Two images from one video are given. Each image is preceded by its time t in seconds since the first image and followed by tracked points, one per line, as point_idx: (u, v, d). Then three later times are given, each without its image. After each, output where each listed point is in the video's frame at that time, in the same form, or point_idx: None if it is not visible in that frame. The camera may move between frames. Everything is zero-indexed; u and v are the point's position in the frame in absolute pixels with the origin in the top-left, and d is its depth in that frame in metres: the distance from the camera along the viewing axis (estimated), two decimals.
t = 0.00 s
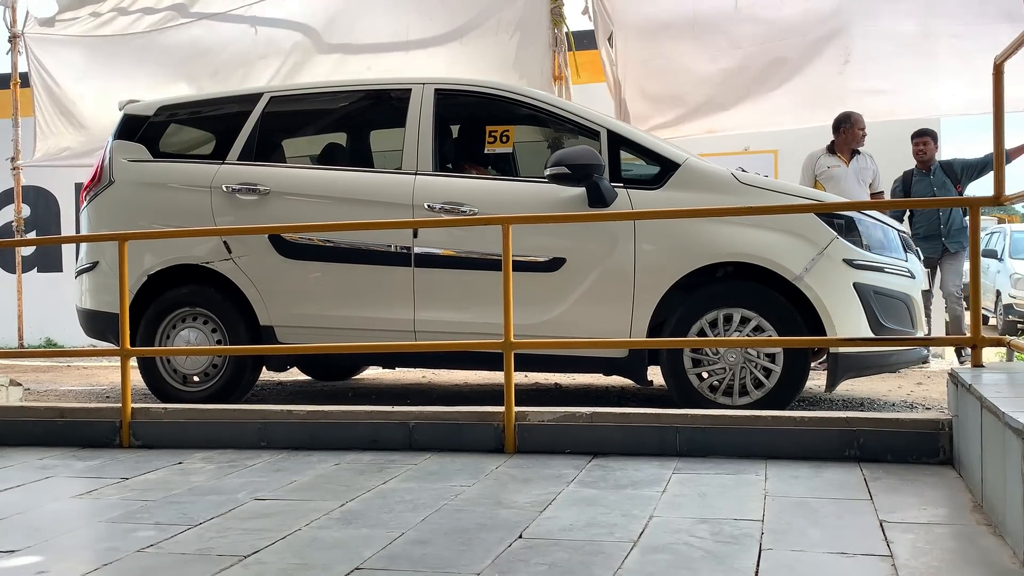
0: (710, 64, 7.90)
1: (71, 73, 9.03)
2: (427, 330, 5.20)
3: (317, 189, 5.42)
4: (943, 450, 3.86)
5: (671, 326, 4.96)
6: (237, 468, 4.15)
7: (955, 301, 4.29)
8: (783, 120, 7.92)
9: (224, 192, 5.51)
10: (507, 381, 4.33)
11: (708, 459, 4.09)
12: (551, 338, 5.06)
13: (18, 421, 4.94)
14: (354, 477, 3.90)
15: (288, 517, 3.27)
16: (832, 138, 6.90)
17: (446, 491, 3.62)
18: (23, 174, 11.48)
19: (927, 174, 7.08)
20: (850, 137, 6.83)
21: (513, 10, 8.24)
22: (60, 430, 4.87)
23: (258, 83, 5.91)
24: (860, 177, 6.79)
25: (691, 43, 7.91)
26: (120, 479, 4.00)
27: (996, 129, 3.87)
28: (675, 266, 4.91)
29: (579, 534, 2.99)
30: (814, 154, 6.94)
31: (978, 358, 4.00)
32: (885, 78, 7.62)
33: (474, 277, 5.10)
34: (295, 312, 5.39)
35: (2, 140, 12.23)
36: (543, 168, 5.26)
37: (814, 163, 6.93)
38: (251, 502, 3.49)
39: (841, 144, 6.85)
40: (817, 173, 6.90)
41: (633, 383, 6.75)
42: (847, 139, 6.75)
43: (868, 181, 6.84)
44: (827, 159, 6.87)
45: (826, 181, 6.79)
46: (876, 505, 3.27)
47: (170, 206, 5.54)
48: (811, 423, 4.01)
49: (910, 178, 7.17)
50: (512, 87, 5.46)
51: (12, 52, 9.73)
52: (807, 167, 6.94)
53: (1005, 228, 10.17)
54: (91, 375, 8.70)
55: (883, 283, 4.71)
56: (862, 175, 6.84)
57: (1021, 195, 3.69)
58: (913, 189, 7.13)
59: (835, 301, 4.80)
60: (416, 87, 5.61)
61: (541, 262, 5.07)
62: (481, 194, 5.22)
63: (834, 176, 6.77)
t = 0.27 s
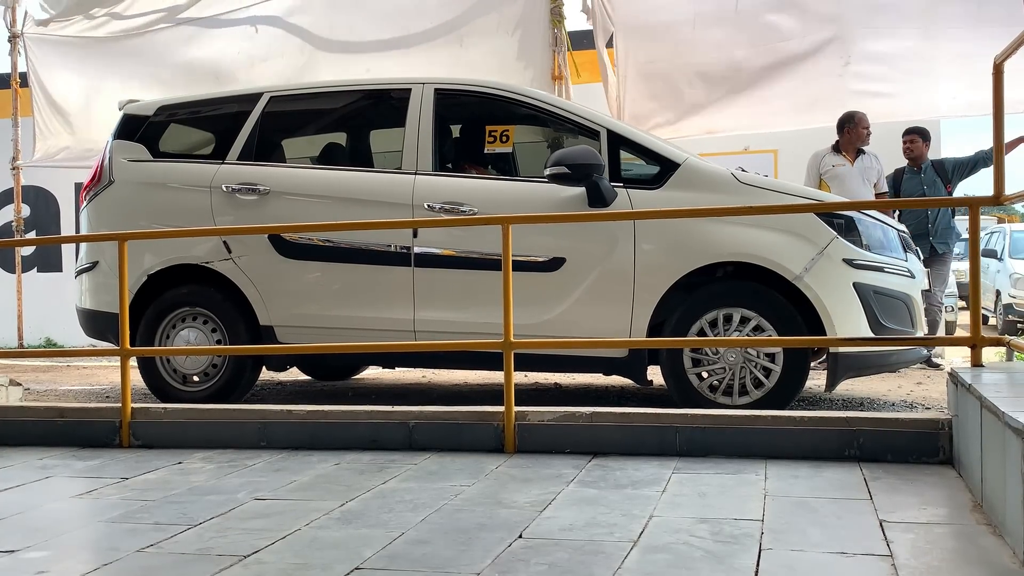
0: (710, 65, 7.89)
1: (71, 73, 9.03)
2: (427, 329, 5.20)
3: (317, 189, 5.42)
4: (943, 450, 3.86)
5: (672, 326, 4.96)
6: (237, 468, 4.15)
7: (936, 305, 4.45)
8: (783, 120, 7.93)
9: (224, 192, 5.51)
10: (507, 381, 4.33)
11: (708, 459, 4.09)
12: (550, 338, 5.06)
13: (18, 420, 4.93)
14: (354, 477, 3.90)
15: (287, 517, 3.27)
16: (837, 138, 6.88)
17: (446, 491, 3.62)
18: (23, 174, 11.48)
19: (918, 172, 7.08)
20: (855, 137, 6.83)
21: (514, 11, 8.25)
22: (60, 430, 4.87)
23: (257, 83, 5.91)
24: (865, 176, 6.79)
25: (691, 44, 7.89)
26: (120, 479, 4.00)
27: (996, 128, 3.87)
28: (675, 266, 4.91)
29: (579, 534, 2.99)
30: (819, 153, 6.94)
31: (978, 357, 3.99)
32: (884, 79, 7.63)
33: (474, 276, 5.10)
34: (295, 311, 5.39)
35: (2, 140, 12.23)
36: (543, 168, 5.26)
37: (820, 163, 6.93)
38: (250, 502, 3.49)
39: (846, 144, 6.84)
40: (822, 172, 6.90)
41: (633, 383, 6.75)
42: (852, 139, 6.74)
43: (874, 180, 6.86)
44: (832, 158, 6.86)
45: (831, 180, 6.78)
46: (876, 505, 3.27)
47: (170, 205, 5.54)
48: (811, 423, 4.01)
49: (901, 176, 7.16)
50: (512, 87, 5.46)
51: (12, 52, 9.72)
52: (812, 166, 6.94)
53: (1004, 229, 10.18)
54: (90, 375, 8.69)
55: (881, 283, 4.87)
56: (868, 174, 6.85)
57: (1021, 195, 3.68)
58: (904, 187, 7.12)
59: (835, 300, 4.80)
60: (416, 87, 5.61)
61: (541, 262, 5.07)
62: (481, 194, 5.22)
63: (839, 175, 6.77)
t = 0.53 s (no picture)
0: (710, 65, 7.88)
1: (71, 74, 9.02)
2: (427, 330, 5.20)
3: (317, 189, 5.42)
4: (942, 451, 3.86)
5: (671, 326, 4.96)
6: (236, 469, 4.15)
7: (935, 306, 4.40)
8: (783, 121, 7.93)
9: (223, 192, 5.51)
10: (506, 381, 4.32)
11: (707, 459, 4.09)
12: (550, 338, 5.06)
13: (17, 421, 4.93)
14: (354, 477, 3.90)
15: (287, 517, 3.27)
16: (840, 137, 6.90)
17: (446, 491, 3.62)
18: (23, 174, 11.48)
19: (915, 171, 7.10)
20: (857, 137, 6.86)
21: (514, 12, 8.28)
22: (59, 430, 4.87)
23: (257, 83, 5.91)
24: (867, 176, 6.78)
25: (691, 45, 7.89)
26: (119, 480, 4.00)
27: (995, 129, 3.86)
28: (674, 266, 4.91)
29: (578, 535, 2.99)
30: (822, 153, 6.93)
31: (978, 357, 3.99)
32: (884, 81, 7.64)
33: (473, 277, 5.10)
34: (294, 312, 5.39)
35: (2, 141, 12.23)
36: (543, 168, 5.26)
37: (823, 162, 6.91)
38: (250, 503, 3.49)
39: (848, 144, 6.85)
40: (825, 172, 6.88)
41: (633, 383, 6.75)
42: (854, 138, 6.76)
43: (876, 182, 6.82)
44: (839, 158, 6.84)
45: (836, 180, 6.76)
46: (876, 505, 3.27)
47: (169, 206, 5.54)
48: (811, 424, 4.01)
49: (897, 173, 7.16)
50: (511, 87, 5.46)
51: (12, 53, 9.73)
52: (815, 166, 6.93)
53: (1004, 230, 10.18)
54: (90, 375, 8.70)
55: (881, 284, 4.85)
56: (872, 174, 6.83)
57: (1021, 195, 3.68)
58: (900, 184, 7.13)
59: (834, 301, 4.80)
60: (415, 88, 5.61)
61: (540, 262, 5.07)
62: (481, 194, 5.22)
63: (842, 175, 6.75)
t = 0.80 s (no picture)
0: (711, 69, 7.88)
1: (71, 76, 9.01)
2: (426, 331, 5.21)
3: (316, 191, 5.42)
4: (942, 452, 3.86)
5: (671, 328, 4.96)
6: (235, 470, 4.14)
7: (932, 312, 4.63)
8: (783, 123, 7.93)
9: (222, 193, 5.51)
10: (506, 382, 4.31)
11: (707, 460, 4.09)
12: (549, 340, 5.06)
13: (17, 422, 4.93)
14: (353, 479, 3.90)
15: (286, 519, 3.26)
16: (842, 138, 6.90)
17: (445, 492, 3.62)
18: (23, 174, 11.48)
19: (910, 170, 7.07)
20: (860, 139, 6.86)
21: (515, 16, 8.32)
22: (58, 431, 4.87)
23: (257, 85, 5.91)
24: (871, 177, 6.78)
25: (692, 48, 7.87)
26: (118, 481, 4.00)
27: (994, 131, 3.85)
28: (674, 268, 4.91)
29: (577, 536, 2.98)
30: (824, 154, 6.91)
31: (977, 359, 3.99)
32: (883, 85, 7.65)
33: (472, 278, 5.10)
34: (294, 313, 5.38)
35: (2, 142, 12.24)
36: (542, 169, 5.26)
37: (826, 163, 6.89)
38: (249, 504, 3.49)
39: (851, 145, 6.85)
40: (829, 173, 6.85)
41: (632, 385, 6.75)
42: (858, 140, 6.75)
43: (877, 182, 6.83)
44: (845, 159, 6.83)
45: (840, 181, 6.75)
46: (875, 507, 3.27)
47: (169, 207, 5.54)
48: (810, 425, 4.01)
49: (892, 171, 7.15)
50: (511, 89, 5.47)
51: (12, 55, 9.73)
52: (819, 166, 6.89)
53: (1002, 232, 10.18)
54: (89, 377, 8.69)
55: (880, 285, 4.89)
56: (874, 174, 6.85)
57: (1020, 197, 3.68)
58: (895, 183, 7.10)
59: (834, 303, 4.80)
60: (415, 89, 5.61)
61: (540, 263, 5.07)
62: (481, 196, 5.22)
63: (846, 176, 6.74)
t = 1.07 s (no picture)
0: (711, 70, 7.88)
1: (70, 78, 9.01)
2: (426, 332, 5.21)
3: (316, 192, 5.42)
4: (941, 453, 3.86)
5: (670, 329, 4.96)
6: (235, 472, 4.14)
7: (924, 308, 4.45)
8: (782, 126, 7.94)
9: (222, 194, 5.51)
10: (506, 384, 4.31)
11: (706, 462, 4.09)
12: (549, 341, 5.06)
13: (15, 423, 4.93)
14: (353, 480, 3.90)
15: (286, 520, 3.26)
16: (843, 140, 6.90)
17: (444, 494, 3.62)
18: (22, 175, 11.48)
19: (906, 171, 7.07)
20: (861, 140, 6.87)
21: (514, 18, 8.29)
22: (57, 433, 4.86)
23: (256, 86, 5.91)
24: (871, 178, 6.78)
25: (692, 50, 7.87)
26: (118, 483, 4.00)
27: (994, 132, 3.86)
28: (673, 269, 4.92)
29: (577, 537, 2.99)
30: (825, 155, 6.89)
31: (977, 360, 3.99)
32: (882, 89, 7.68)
33: (472, 279, 5.10)
34: (293, 314, 5.38)
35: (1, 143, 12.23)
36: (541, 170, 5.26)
37: (826, 163, 6.87)
38: (249, 506, 3.49)
39: (852, 145, 6.85)
40: (830, 174, 6.83)
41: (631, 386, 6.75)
42: (858, 141, 6.76)
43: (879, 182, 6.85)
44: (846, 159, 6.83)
45: (842, 182, 6.74)
46: (875, 508, 3.27)
47: (168, 208, 5.54)
48: (809, 427, 4.01)
49: (888, 172, 7.13)
50: (510, 90, 5.47)
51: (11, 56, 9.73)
52: (821, 167, 6.85)
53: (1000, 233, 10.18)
54: (88, 378, 8.69)
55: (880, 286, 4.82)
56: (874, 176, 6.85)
57: (1019, 198, 3.68)
58: (891, 183, 7.08)
59: (833, 304, 4.79)
60: (414, 91, 5.62)
61: (539, 264, 5.07)
62: (480, 197, 5.22)
63: (848, 178, 6.72)
